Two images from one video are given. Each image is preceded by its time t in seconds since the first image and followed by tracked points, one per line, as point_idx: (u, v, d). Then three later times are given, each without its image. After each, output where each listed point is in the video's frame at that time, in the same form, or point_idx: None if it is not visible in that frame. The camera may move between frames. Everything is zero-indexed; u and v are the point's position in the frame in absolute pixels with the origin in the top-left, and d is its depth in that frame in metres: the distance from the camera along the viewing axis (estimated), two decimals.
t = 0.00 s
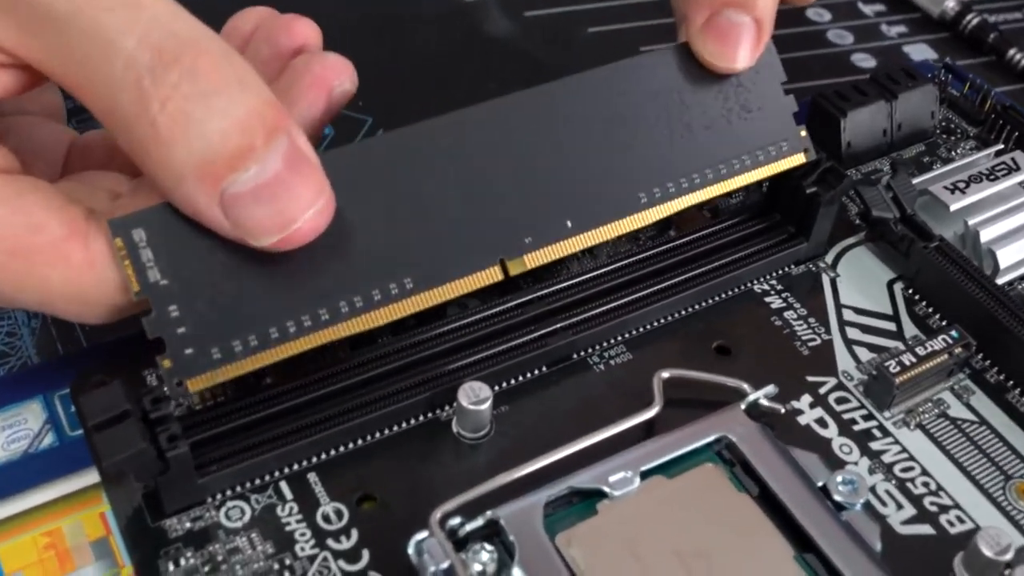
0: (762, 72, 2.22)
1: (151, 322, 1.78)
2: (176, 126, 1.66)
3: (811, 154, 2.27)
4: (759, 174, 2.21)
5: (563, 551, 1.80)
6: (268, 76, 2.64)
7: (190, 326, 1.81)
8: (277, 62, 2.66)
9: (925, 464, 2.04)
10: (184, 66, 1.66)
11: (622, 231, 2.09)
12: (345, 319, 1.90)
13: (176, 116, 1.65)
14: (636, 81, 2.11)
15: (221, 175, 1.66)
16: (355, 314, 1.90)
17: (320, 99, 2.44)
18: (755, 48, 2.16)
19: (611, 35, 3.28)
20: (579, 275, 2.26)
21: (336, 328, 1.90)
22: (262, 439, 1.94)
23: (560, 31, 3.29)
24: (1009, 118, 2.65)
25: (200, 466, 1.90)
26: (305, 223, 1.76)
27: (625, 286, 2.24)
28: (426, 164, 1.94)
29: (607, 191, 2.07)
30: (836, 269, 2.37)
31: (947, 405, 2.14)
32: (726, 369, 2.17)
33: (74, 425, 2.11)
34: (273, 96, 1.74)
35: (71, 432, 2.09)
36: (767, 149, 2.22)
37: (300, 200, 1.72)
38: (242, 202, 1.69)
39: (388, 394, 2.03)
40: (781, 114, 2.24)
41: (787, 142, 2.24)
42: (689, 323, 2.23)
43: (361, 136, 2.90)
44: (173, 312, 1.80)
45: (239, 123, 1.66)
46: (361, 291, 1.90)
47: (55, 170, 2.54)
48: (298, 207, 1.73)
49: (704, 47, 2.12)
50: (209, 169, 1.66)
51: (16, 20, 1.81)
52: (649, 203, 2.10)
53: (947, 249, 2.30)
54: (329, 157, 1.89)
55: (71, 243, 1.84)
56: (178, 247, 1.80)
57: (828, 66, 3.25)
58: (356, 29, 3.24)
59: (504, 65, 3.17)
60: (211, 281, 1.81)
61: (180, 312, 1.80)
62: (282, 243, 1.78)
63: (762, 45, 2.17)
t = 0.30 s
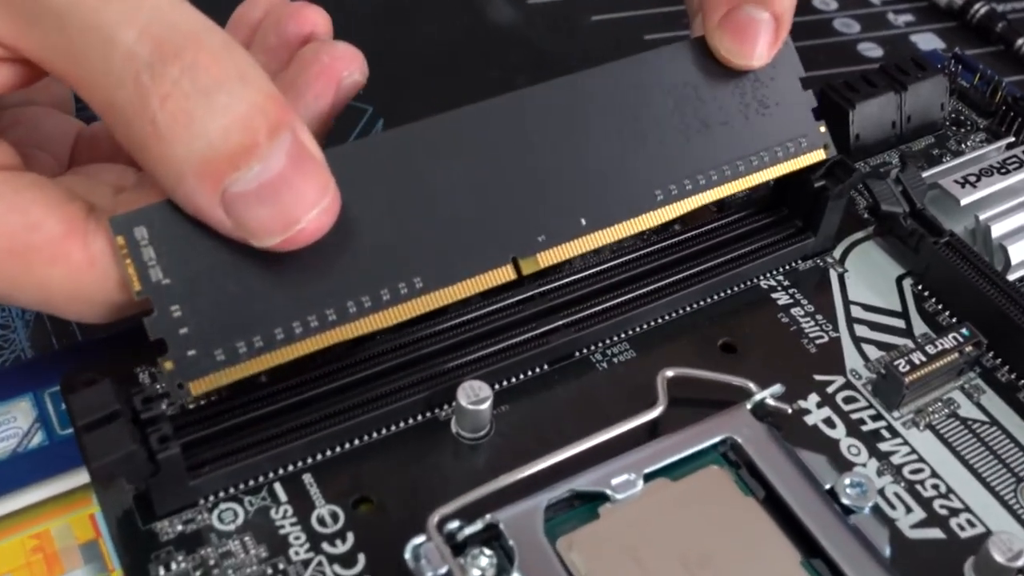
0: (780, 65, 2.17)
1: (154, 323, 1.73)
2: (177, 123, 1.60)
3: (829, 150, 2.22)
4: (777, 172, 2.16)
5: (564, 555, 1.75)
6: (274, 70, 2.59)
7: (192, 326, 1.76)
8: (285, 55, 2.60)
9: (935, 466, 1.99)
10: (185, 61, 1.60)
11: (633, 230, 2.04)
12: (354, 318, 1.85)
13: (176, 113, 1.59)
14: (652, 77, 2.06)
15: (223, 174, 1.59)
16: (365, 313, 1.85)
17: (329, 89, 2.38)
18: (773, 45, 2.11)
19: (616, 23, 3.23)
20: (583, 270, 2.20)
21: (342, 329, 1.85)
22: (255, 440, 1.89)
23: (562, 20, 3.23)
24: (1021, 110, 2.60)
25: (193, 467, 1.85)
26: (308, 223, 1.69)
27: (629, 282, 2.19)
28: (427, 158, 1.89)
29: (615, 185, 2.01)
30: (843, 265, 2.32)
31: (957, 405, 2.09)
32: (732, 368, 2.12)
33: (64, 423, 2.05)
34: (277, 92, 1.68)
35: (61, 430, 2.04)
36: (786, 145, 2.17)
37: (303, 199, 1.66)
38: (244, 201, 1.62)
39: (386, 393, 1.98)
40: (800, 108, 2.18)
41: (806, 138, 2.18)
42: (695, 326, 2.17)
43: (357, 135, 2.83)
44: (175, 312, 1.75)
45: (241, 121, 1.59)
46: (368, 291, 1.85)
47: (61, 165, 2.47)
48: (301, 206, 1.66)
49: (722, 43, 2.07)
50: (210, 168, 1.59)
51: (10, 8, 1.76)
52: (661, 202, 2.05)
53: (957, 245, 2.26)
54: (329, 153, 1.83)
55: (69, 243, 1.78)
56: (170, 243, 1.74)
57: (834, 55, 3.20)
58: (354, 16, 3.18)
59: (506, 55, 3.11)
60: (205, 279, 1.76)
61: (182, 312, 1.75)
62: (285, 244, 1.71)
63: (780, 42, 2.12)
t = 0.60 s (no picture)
0: (772, 50, 2.09)
1: (129, 341, 1.68)
2: (148, 131, 1.53)
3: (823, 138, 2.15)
4: (770, 161, 2.10)
5: (555, 568, 1.69)
6: (257, 74, 2.54)
7: (169, 344, 1.70)
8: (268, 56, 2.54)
9: (939, 475, 1.93)
10: (158, 67, 1.53)
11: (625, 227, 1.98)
12: (336, 329, 1.79)
13: (149, 120, 1.52)
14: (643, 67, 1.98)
15: (197, 186, 1.54)
16: (348, 323, 1.80)
17: (313, 93, 2.32)
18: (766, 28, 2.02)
19: (613, 17, 3.16)
20: (576, 271, 2.14)
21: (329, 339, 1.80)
22: (237, 447, 1.83)
23: (558, 15, 3.16)
24: None
25: (171, 476, 1.79)
26: (285, 236, 1.65)
27: (624, 284, 2.12)
28: (413, 158, 1.82)
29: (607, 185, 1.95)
30: (845, 266, 2.26)
31: (961, 411, 2.03)
32: (730, 372, 2.05)
33: (41, 429, 1.97)
34: (254, 98, 1.61)
35: (38, 437, 1.96)
36: (778, 134, 2.10)
37: (280, 213, 1.61)
38: (219, 214, 1.57)
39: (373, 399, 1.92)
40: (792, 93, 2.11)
41: (799, 125, 2.12)
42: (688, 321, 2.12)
43: (345, 136, 2.78)
44: (151, 329, 1.69)
45: (217, 131, 1.53)
46: (351, 300, 1.79)
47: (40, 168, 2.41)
48: (278, 220, 1.62)
49: (712, 30, 1.98)
50: (184, 180, 1.54)
51: None
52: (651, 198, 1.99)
53: (962, 246, 2.19)
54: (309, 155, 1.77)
55: (40, 256, 1.69)
56: (146, 245, 1.68)
57: (836, 51, 3.13)
58: (346, 11, 3.11)
59: (503, 50, 3.05)
60: (184, 283, 1.70)
61: (159, 328, 1.69)
62: (262, 257, 1.67)
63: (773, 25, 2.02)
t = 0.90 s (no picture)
0: (775, 62, 2.05)
1: (115, 353, 1.62)
2: (136, 132, 1.47)
3: (825, 151, 2.11)
4: (774, 173, 2.05)
5: None
6: (252, 75, 2.50)
7: (157, 355, 1.65)
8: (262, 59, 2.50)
9: (950, 490, 1.88)
10: (146, 66, 1.47)
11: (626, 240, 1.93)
12: (329, 342, 1.74)
13: (136, 123, 1.47)
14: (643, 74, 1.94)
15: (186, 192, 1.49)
16: (342, 336, 1.75)
17: (308, 96, 2.27)
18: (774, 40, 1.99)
19: (616, 17, 3.11)
20: (579, 278, 2.09)
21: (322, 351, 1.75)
22: (228, 461, 1.79)
23: (560, 14, 3.11)
24: None
25: (161, 490, 1.75)
26: (275, 242, 1.60)
27: (628, 292, 2.07)
28: (410, 164, 1.78)
29: (610, 189, 1.90)
30: (853, 273, 2.21)
31: (973, 424, 1.98)
32: (736, 383, 2.00)
33: (29, 440, 1.91)
34: (245, 99, 1.56)
35: (26, 447, 1.90)
36: (781, 147, 2.05)
37: (269, 218, 1.57)
38: (208, 221, 1.52)
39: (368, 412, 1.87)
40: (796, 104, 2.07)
41: (801, 139, 2.07)
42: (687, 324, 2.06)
43: (340, 143, 2.72)
44: (139, 341, 1.64)
45: (207, 134, 1.47)
46: (344, 313, 1.74)
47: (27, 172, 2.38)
48: (268, 225, 1.57)
49: (719, 42, 1.96)
50: (173, 185, 1.48)
51: None
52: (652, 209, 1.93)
53: (974, 254, 2.14)
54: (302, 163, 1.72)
55: (25, 265, 1.66)
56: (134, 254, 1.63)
57: (842, 52, 3.08)
58: (344, 11, 3.06)
59: (504, 49, 3.00)
60: (176, 291, 1.64)
61: (146, 340, 1.64)
62: (251, 262, 1.62)
63: (780, 34, 2.00)
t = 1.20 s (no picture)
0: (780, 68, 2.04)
1: (106, 353, 1.61)
2: (128, 133, 1.46)
3: (833, 162, 2.08)
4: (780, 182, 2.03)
5: None
6: (249, 74, 2.48)
7: (148, 356, 1.64)
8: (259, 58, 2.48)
9: (952, 494, 1.86)
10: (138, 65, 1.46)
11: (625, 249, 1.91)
12: (324, 346, 1.72)
13: (128, 123, 1.46)
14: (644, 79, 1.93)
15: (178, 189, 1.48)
16: (337, 341, 1.73)
17: (305, 96, 2.25)
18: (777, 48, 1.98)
19: (616, 15, 3.09)
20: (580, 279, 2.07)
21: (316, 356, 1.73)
22: (223, 463, 1.77)
23: (559, 13, 3.09)
24: None
25: (156, 492, 1.73)
26: (270, 244, 1.58)
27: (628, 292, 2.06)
28: (406, 165, 1.76)
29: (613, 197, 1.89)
30: (854, 275, 2.19)
31: (975, 427, 1.97)
32: (736, 386, 1.99)
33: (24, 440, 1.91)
34: (240, 101, 1.55)
35: (20, 448, 1.90)
36: (787, 157, 2.03)
37: (264, 220, 1.55)
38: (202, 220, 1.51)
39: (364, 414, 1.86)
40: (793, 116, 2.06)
41: (809, 148, 2.05)
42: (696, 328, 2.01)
43: (337, 144, 2.70)
44: (130, 341, 1.62)
45: (199, 134, 1.47)
46: (339, 316, 1.72)
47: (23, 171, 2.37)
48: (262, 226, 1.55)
49: (721, 48, 1.95)
50: (165, 183, 1.47)
51: None
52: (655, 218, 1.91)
53: (976, 256, 2.13)
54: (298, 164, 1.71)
55: (17, 264, 1.65)
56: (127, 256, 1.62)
57: (843, 51, 3.06)
58: (342, 9, 3.05)
59: (503, 48, 2.98)
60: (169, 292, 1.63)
61: (138, 341, 1.63)
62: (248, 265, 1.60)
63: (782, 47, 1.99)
